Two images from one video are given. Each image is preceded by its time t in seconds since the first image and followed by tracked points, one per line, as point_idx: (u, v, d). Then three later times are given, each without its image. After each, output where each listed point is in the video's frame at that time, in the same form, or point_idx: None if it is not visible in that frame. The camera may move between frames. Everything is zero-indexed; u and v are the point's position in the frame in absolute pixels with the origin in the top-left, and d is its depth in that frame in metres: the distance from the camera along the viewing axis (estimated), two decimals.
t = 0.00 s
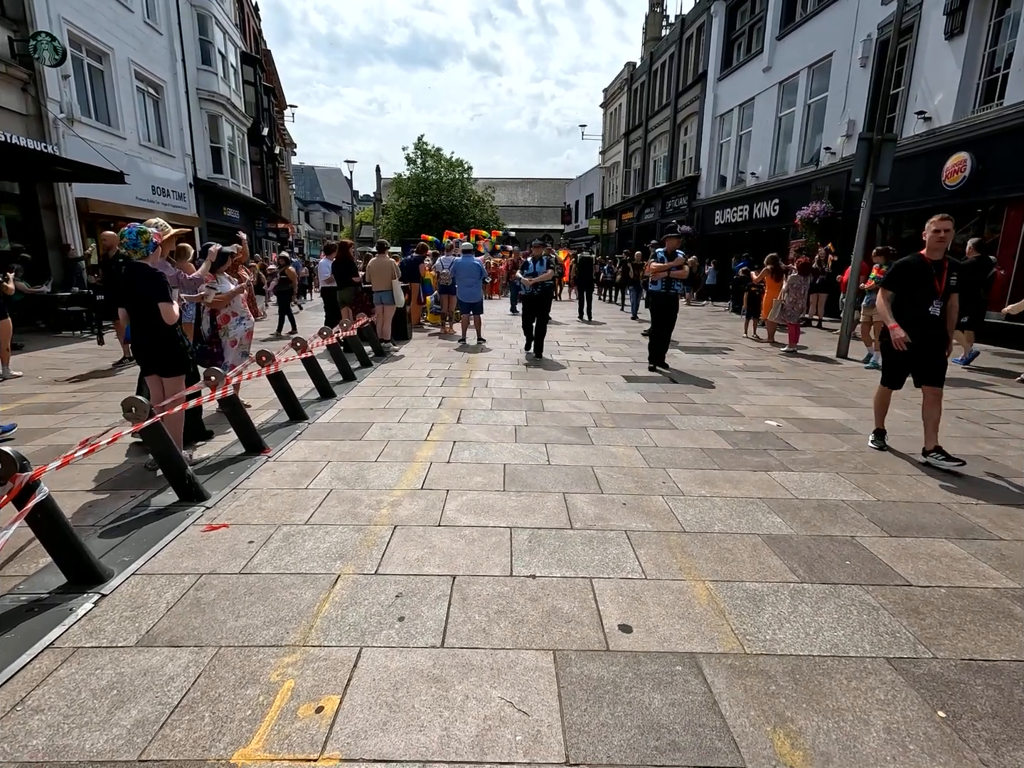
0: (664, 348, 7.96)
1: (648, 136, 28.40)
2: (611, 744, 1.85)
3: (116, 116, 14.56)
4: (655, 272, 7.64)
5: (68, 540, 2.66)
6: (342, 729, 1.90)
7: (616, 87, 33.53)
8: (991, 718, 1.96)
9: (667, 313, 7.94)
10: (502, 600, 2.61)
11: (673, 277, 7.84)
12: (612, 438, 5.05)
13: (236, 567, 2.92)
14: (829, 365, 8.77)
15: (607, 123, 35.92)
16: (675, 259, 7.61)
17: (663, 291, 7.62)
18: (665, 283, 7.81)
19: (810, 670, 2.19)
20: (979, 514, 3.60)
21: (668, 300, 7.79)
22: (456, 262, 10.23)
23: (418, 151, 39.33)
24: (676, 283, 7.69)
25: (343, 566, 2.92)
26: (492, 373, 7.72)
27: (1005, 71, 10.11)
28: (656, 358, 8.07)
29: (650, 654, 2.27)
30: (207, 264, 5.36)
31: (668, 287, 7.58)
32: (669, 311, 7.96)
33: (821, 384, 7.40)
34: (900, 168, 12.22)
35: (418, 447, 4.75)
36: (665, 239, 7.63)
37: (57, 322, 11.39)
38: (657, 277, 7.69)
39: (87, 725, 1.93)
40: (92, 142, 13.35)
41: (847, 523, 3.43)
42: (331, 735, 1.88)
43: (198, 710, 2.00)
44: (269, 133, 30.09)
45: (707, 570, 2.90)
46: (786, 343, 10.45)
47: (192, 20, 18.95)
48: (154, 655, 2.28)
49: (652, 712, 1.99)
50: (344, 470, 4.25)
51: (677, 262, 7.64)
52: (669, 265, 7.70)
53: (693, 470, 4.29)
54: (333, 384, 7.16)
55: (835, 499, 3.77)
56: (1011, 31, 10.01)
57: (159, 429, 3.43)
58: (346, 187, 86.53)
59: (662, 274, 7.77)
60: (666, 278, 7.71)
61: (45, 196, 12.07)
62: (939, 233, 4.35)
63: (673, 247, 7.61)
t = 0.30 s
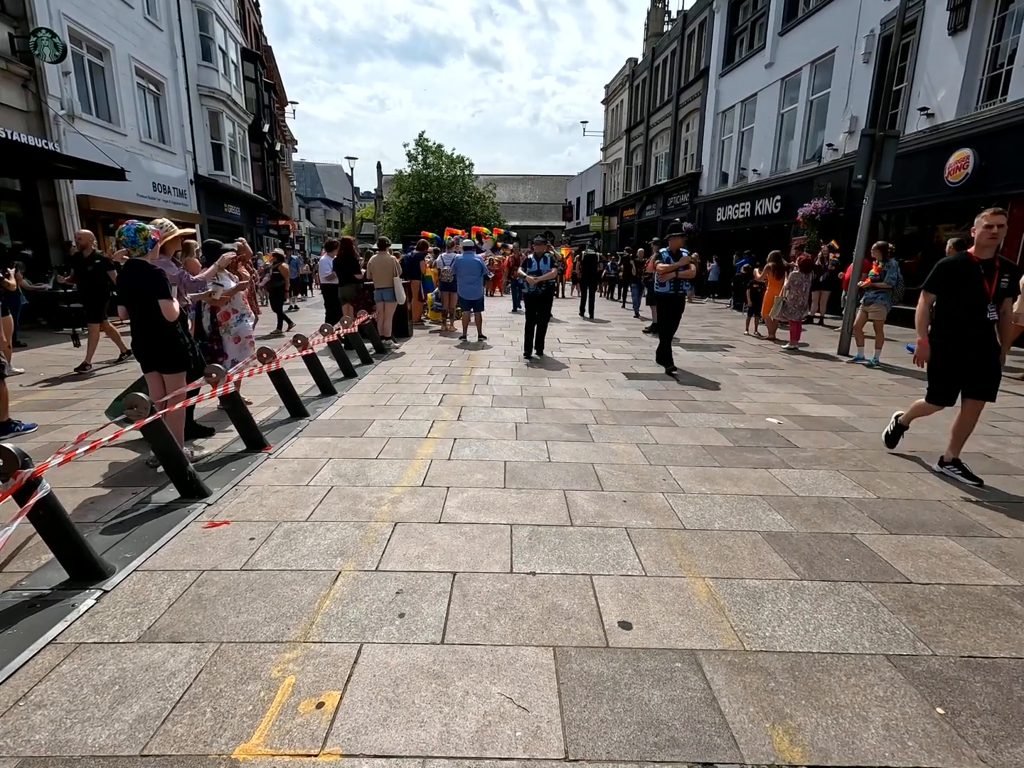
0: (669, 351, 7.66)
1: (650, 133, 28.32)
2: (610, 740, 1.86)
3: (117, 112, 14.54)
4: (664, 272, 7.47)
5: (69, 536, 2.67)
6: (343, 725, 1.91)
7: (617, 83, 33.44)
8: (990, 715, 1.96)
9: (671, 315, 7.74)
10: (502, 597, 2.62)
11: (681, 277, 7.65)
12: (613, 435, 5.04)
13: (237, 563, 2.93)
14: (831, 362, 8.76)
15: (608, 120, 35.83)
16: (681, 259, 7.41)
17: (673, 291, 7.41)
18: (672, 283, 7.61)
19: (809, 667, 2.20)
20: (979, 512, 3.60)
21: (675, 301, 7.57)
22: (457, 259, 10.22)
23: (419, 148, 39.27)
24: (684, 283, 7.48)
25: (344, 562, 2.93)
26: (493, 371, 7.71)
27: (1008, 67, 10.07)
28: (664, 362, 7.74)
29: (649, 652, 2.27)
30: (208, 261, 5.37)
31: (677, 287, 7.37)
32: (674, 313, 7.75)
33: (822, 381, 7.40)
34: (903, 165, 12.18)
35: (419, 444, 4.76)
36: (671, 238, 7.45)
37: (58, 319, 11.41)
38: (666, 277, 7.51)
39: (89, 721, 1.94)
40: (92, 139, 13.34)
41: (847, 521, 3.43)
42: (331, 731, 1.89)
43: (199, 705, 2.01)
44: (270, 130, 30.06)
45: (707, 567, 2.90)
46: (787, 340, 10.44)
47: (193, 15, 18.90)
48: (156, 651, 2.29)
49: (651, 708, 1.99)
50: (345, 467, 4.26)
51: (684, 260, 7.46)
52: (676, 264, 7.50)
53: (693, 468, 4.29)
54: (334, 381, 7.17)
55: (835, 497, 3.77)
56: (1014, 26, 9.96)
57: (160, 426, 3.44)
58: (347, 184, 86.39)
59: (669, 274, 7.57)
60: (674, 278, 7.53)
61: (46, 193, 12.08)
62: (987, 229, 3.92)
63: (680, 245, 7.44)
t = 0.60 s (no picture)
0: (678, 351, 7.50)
1: (653, 129, 28.23)
2: (612, 738, 1.86)
3: (120, 109, 14.55)
4: (674, 267, 7.26)
5: (72, 533, 2.67)
6: (345, 722, 1.91)
7: (620, 80, 33.30)
8: (994, 714, 1.95)
9: (683, 311, 7.48)
10: (504, 594, 2.62)
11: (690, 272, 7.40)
12: (615, 433, 5.04)
13: (239, 560, 2.93)
14: (834, 360, 8.74)
15: (611, 117, 35.71)
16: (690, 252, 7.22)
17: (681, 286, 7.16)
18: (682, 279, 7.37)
19: (812, 665, 2.19)
20: (983, 509, 3.59)
21: (686, 298, 7.30)
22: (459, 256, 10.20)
23: (422, 145, 39.15)
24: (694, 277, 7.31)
25: (346, 559, 2.93)
26: (496, 368, 7.71)
27: (1015, 63, 9.99)
28: (672, 364, 7.59)
29: (652, 649, 2.27)
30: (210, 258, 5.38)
31: (688, 282, 7.19)
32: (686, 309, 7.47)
33: (825, 379, 7.38)
34: (907, 162, 12.12)
35: (421, 441, 4.76)
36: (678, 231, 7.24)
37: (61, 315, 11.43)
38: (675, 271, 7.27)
39: (92, 717, 1.95)
40: (95, 136, 13.35)
41: (851, 519, 3.42)
42: (333, 728, 1.89)
43: (202, 702, 2.01)
44: (272, 127, 30.03)
45: (709, 565, 2.90)
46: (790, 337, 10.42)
47: (195, 12, 18.87)
48: (158, 648, 2.29)
49: (654, 706, 1.99)
50: (347, 464, 4.26)
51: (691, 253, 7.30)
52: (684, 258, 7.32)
53: (696, 466, 4.28)
54: (337, 378, 7.16)
55: (839, 495, 3.76)
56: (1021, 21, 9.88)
57: (163, 423, 3.44)
58: (349, 181, 86.33)
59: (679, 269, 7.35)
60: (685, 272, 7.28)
61: (49, 191, 12.10)
62: None
63: (685, 239, 7.31)
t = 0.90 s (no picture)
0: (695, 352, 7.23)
1: (655, 126, 28.15)
2: (614, 733, 1.86)
3: (122, 106, 14.56)
4: (678, 262, 7.09)
5: (75, 529, 2.68)
6: (347, 717, 1.91)
7: (623, 77, 33.20)
8: (995, 711, 1.95)
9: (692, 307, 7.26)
10: (505, 590, 2.62)
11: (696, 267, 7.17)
12: (617, 430, 5.04)
13: (242, 556, 2.94)
14: (836, 357, 8.72)
15: (614, 114, 35.61)
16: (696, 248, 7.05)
17: (685, 283, 7.01)
18: (688, 274, 7.16)
19: (814, 662, 2.19)
20: (985, 506, 3.59)
21: (692, 293, 7.14)
22: (461, 252, 10.18)
23: (424, 142, 39.07)
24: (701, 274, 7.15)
25: (348, 555, 2.94)
26: (497, 365, 7.72)
27: (1020, 59, 9.94)
28: (691, 366, 7.32)
29: (653, 645, 2.27)
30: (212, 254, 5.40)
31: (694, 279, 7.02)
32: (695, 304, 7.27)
33: (828, 376, 7.37)
34: (911, 158, 12.08)
35: (423, 438, 4.76)
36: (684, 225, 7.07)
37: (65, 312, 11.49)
38: (678, 266, 7.08)
39: (96, 711, 1.96)
40: (97, 133, 13.35)
41: (853, 516, 3.42)
42: (336, 723, 1.90)
43: (205, 696, 2.02)
44: (274, 124, 29.99)
45: (711, 562, 2.90)
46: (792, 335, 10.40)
47: (196, 8, 18.83)
48: (161, 643, 2.30)
49: (655, 702, 1.99)
50: (350, 460, 4.27)
51: (697, 249, 7.00)
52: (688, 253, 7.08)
53: (697, 463, 4.28)
54: (338, 375, 7.16)
55: (841, 492, 3.76)
56: None
57: (166, 420, 3.45)
58: (351, 178, 86.28)
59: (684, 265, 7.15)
60: (689, 267, 7.06)
61: (51, 188, 12.13)
62: None
63: (692, 235, 6.99)
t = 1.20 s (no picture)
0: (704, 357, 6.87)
1: (658, 123, 28.06)
2: (617, 729, 1.86)
3: (124, 103, 14.55)
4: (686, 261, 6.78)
5: (80, 524, 2.69)
6: (351, 712, 1.92)
7: (625, 73, 33.07)
8: (999, 708, 1.95)
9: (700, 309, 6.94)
10: (509, 586, 2.63)
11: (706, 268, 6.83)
12: (619, 427, 5.03)
13: (245, 552, 2.94)
14: (840, 355, 8.70)
15: (616, 110, 35.49)
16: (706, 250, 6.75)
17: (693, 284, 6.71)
18: (696, 275, 6.83)
19: (818, 659, 2.19)
20: (989, 504, 3.58)
21: (700, 295, 6.81)
22: (463, 249, 10.17)
23: (426, 139, 38.96)
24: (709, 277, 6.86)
25: (351, 552, 2.93)
26: (500, 362, 7.72)
27: None
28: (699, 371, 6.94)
29: (657, 642, 2.27)
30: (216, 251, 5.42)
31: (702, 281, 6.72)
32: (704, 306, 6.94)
33: (831, 373, 7.35)
34: (914, 155, 12.04)
35: (425, 434, 4.76)
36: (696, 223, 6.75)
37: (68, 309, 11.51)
38: (686, 266, 6.75)
39: (101, 706, 1.96)
40: (99, 130, 13.34)
41: (856, 513, 3.42)
42: (339, 718, 1.90)
43: (209, 691, 2.02)
44: (276, 121, 29.96)
45: (714, 559, 2.90)
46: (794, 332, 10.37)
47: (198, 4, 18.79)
48: (166, 637, 2.31)
49: (659, 698, 1.99)
50: (352, 457, 4.27)
51: (708, 249, 6.63)
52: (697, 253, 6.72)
53: (701, 460, 4.28)
54: (341, 371, 7.17)
55: (844, 490, 3.75)
56: None
57: (169, 416, 3.45)
58: (353, 176, 86.22)
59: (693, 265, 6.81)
60: (698, 267, 6.73)
61: (53, 185, 12.13)
62: None
63: (703, 234, 6.62)
